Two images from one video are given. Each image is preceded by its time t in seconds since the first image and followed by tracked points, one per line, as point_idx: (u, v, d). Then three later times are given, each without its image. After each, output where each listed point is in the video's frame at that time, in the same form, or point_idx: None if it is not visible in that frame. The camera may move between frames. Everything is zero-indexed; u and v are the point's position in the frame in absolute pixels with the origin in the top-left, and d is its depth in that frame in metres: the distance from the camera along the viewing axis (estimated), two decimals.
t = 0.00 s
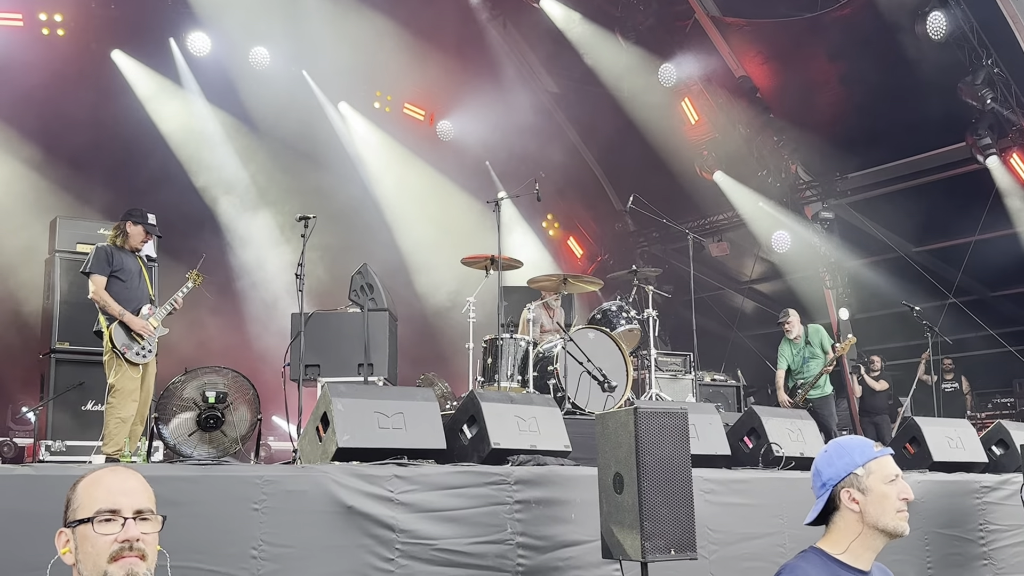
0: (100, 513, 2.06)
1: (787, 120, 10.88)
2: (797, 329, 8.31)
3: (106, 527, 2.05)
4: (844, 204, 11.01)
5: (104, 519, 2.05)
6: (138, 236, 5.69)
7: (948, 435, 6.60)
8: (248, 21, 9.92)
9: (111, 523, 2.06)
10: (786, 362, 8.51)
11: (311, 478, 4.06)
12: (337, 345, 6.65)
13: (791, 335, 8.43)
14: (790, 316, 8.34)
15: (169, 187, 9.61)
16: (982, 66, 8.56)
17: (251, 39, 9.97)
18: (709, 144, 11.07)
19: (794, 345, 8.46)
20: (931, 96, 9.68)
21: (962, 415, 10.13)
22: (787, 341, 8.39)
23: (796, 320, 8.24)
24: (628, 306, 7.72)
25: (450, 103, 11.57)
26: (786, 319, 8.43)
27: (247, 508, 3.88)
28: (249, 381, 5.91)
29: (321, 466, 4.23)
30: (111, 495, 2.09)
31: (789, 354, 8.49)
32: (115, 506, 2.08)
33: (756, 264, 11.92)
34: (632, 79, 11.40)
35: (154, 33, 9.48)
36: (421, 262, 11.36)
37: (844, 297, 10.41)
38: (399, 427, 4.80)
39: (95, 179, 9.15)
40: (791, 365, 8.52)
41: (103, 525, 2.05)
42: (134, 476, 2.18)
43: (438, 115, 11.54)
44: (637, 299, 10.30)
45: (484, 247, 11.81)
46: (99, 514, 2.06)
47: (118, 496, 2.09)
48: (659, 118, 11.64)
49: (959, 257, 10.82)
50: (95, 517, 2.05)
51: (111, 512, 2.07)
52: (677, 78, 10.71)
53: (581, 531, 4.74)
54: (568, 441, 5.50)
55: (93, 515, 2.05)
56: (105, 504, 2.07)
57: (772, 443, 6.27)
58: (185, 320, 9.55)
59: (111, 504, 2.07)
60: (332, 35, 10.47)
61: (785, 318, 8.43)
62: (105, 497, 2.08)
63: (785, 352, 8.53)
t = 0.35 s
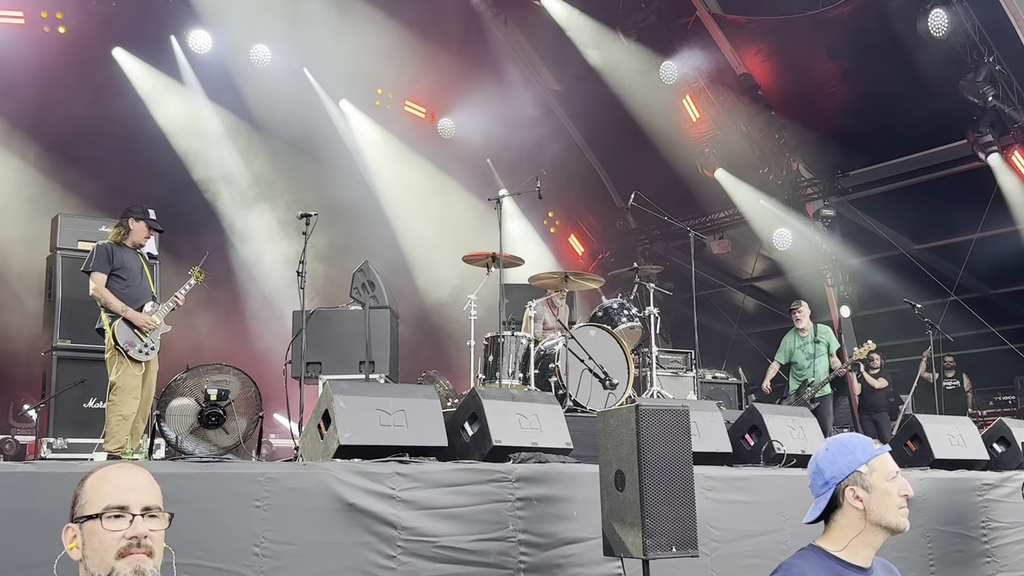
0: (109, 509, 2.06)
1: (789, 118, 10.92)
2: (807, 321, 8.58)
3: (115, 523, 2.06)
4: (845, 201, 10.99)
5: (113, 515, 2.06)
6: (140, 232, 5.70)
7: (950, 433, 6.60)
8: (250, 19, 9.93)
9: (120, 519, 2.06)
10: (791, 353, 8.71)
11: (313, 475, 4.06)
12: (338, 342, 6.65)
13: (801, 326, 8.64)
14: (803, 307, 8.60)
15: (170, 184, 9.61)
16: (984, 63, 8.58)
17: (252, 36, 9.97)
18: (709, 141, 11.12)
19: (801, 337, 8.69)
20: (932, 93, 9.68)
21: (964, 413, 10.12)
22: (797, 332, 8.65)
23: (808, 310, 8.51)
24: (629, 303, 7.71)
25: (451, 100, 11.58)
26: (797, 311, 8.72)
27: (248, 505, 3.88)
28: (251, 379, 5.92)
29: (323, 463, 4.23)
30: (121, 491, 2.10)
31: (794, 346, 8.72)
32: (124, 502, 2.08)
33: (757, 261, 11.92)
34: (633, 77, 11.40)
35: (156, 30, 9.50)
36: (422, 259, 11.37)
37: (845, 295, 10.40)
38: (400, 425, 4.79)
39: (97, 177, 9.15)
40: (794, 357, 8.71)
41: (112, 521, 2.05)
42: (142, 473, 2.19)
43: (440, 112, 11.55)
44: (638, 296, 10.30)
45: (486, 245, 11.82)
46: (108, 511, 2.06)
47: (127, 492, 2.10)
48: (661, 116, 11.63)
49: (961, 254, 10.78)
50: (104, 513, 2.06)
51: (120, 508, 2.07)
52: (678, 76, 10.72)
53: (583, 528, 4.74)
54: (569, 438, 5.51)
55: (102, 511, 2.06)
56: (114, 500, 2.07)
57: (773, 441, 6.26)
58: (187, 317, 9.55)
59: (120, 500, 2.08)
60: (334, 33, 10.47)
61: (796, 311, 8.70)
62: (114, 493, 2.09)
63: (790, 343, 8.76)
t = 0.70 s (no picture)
0: (111, 506, 2.06)
1: (789, 116, 10.93)
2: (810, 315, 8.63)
3: (117, 520, 2.06)
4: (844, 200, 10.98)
5: (115, 512, 2.06)
6: (141, 230, 5.69)
7: (950, 430, 6.59)
8: (249, 16, 9.92)
9: (122, 515, 2.06)
10: (792, 347, 8.69)
11: (313, 473, 4.07)
12: (338, 340, 6.65)
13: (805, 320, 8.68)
14: (807, 302, 8.65)
15: (170, 182, 9.61)
16: (983, 60, 8.56)
17: (252, 34, 9.97)
18: (709, 139, 11.15)
19: (803, 331, 8.71)
20: (932, 91, 9.68)
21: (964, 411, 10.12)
22: (800, 325, 8.66)
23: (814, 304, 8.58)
24: (629, 301, 7.70)
25: (451, 97, 11.57)
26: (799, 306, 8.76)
27: (248, 503, 3.88)
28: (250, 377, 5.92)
29: (322, 461, 4.23)
30: (123, 488, 2.10)
31: (794, 340, 8.71)
32: (126, 499, 2.08)
33: (757, 259, 11.92)
34: (632, 75, 11.39)
35: (155, 28, 9.50)
36: (422, 256, 11.37)
37: (845, 292, 10.39)
38: (400, 423, 4.80)
39: (97, 175, 9.16)
40: (794, 351, 8.70)
41: (114, 517, 2.05)
42: (144, 471, 2.19)
43: (439, 110, 11.54)
44: (638, 294, 10.29)
45: (485, 243, 11.82)
46: (110, 507, 2.06)
47: (129, 489, 2.10)
48: (661, 115, 11.62)
49: (961, 251, 10.83)
50: (106, 510, 2.06)
51: (122, 505, 2.07)
52: (677, 74, 10.71)
53: (583, 525, 4.73)
54: (569, 436, 5.51)
55: (104, 507, 2.06)
56: (116, 497, 2.08)
57: (773, 438, 6.26)
58: (187, 315, 9.55)
59: (122, 497, 2.08)
60: (333, 31, 10.47)
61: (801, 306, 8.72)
62: (116, 489, 2.09)
63: (792, 336, 8.74)
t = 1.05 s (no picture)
0: (109, 503, 2.06)
1: (785, 113, 10.85)
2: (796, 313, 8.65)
3: (115, 518, 2.05)
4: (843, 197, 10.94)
5: (112, 509, 2.06)
6: (138, 230, 5.68)
7: (948, 428, 6.60)
8: (247, 15, 9.91)
9: (120, 513, 2.06)
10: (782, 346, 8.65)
11: (311, 472, 4.06)
12: (336, 339, 6.64)
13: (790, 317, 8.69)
14: (791, 299, 8.71)
15: (168, 181, 9.60)
16: (981, 59, 8.56)
17: (249, 33, 9.96)
18: (708, 138, 11.01)
19: (789, 329, 8.71)
20: (930, 90, 9.68)
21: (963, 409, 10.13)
22: (787, 324, 8.63)
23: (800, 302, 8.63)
24: (627, 300, 7.68)
25: (449, 96, 11.56)
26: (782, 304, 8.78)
27: (246, 502, 3.88)
28: (247, 375, 5.91)
29: (320, 460, 4.22)
30: (121, 485, 2.09)
31: (782, 337, 8.69)
32: (124, 497, 2.08)
33: (755, 258, 11.91)
34: (630, 73, 11.38)
35: (153, 27, 9.49)
36: (421, 255, 11.37)
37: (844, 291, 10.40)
38: (398, 421, 4.79)
39: (94, 174, 9.15)
40: (784, 350, 8.68)
41: (111, 515, 2.05)
42: (141, 468, 2.18)
43: (437, 109, 11.53)
44: (637, 292, 10.29)
45: (484, 242, 11.82)
46: (107, 505, 2.06)
47: (127, 487, 2.09)
48: (661, 114, 11.60)
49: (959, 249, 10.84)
50: (104, 507, 2.06)
51: (119, 503, 2.07)
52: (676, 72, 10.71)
53: (581, 524, 4.73)
54: (567, 435, 5.51)
55: (101, 505, 2.06)
56: (114, 494, 2.07)
57: (771, 437, 6.27)
58: (185, 314, 9.54)
59: (120, 495, 2.07)
60: (331, 29, 10.45)
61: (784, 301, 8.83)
62: (115, 487, 2.09)
63: (779, 335, 8.71)
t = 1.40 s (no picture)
0: (105, 503, 2.05)
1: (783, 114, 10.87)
2: (787, 313, 8.76)
3: (111, 516, 2.05)
4: (841, 198, 10.97)
5: (109, 508, 2.05)
6: (138, 229, 5.68)
7: (946, 428, 6.60)
8: (244, 15, 9.90)
9: (116, 512, 2.06)
10: (777, 345, 8.68)
11: (309, 471, 4.06)
12: (334, 339, 6.63)
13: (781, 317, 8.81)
14: (781, 300, 8.79)
15: (166, 181, 9.59)
16: (979, 59, 8.57)
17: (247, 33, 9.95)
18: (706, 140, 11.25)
19: (780, 329, 8.78)
20: (928, 89, 9.68)
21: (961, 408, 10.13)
22: (780, 323, 8.69)
23: (790, 302, 8.75)
24: (625, 300, 7.65)
25: (446, 96, 11.55)
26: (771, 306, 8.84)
27: (243, 502, 3.87)
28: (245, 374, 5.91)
29: (317, 459, 4.22)
30: (118, 484, 2.09)
31: (775, 335, 8.73)
32: (121, 496, 2.07)
33: (754, 258, 11.90)
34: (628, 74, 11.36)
35: (149, 28, 9.48)
36: (418, 255, 11.36)
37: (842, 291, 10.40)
38: (396, 421, 4.79)
39: (92, 174, 9.14)
40: (778, 349, 8.71)
41: (108, 514, 2.04)
42: (138, 467, 2.18)
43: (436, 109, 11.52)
44: (635, 292, 10.29)
45: (482, 242, 11.81)
46: (104, 504, 2.05)
47: (123, 486, 2.09)
48: (659, 114, 11.58)
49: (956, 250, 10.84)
50: (100, 506, 2.05)
51: (116, 502, 2.06)
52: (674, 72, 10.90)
53: (580, 524, 4.72)
54: (566, 435, 5.51)
55: (98, 504, 2.05)
56: (111, 493, 2.07)
57: (769, 437, 6.28)
58: (183, 313, 9.54)
59: (117, 494, 2.07)
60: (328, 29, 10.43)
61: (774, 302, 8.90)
62: (112, 486, 2.08)
63: (772, 334, 8.74)
